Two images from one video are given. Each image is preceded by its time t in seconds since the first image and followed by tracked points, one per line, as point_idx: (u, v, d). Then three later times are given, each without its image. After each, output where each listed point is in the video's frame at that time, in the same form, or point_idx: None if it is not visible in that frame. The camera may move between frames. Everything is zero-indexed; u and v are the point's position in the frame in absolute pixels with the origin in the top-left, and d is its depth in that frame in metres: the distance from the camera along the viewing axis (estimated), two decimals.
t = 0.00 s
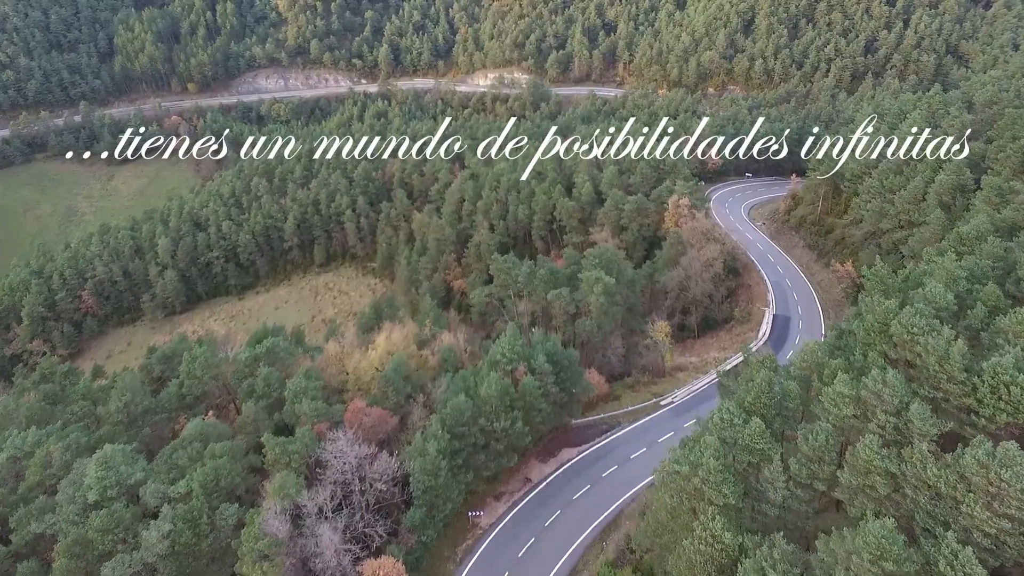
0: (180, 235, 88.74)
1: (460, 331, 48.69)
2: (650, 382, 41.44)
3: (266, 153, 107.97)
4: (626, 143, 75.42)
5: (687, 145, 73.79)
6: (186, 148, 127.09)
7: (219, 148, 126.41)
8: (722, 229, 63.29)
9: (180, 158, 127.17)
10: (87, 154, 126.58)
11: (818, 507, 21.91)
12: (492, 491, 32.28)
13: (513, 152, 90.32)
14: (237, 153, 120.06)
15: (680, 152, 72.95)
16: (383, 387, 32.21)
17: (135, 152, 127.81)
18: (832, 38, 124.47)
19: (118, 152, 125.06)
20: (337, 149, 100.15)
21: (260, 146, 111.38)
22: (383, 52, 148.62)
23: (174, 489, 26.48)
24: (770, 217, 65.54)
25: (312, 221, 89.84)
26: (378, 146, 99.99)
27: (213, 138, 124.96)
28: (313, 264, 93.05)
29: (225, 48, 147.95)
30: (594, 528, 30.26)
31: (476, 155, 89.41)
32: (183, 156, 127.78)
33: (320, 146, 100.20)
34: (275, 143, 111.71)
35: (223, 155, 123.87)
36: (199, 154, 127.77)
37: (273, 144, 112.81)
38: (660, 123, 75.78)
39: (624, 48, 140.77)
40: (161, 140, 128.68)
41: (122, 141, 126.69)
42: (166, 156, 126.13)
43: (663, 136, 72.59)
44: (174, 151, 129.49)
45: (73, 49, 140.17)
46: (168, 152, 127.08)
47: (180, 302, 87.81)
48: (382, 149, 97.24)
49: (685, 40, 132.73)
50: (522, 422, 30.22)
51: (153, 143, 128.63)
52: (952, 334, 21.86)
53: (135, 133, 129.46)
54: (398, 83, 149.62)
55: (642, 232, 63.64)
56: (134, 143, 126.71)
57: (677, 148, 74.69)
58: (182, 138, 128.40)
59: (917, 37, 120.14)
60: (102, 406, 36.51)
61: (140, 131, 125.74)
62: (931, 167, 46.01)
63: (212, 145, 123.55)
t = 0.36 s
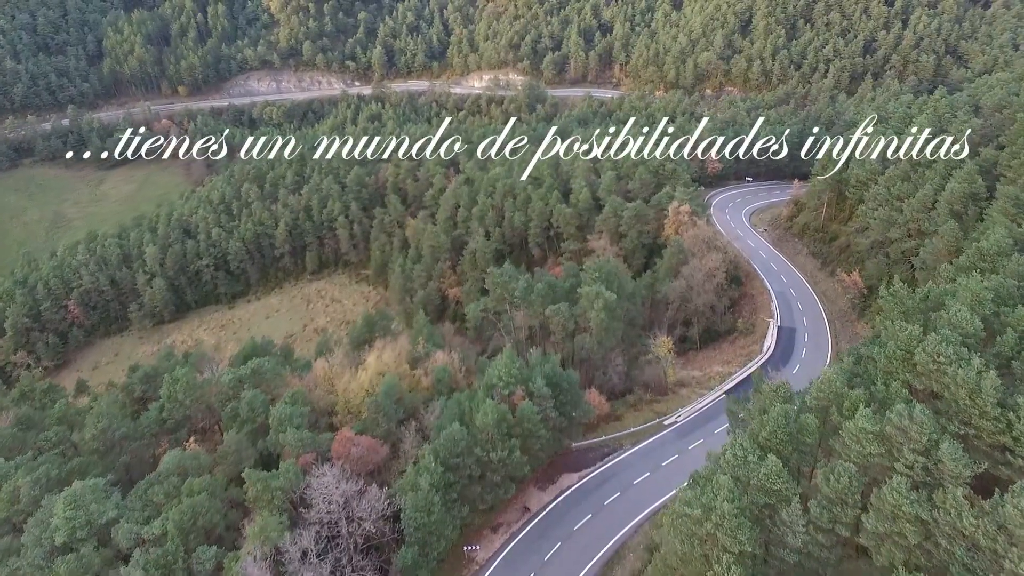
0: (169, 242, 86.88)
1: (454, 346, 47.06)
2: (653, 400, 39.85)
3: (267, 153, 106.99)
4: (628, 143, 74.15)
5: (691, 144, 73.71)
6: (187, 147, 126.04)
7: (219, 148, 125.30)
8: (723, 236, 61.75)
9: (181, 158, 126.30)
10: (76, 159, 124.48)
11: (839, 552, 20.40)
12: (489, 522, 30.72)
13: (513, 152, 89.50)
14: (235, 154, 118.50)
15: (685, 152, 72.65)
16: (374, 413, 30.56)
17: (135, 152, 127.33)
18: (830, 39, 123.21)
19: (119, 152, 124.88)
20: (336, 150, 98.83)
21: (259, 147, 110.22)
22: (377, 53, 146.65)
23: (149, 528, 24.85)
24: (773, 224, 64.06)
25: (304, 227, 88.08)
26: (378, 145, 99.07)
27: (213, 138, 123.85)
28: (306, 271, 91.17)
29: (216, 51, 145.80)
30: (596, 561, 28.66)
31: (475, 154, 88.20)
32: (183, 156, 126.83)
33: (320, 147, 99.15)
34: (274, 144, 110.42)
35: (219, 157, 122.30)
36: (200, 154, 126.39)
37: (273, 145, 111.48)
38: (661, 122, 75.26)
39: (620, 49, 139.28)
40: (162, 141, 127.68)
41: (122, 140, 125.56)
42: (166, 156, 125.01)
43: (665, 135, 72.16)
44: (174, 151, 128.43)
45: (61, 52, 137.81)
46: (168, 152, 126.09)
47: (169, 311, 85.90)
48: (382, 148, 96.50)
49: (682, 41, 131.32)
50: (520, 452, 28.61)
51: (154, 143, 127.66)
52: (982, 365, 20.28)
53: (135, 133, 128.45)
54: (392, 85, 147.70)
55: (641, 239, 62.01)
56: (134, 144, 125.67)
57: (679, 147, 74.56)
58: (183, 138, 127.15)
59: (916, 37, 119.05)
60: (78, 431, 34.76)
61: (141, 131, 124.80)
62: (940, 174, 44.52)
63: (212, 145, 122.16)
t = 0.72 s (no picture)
0: (148, 253, 84.39)
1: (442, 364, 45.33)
2: (650, 420, 38.39)
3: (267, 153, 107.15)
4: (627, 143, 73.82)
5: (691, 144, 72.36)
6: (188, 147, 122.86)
7: (220, 148, 123.23)
8: (717, 243, 60.50)
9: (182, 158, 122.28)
10: (52, 166, 121.26)
11: None
12: (481, 558, 29.09)
13: (513, 151, 89.60)
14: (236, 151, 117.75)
15: (684, 152, 72.59)
16: (357, 445, 28.79)
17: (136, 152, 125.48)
18: (818, 39, 122.53)
19: (119, 152, 123.41)
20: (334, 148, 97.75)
21: (259, 147, 110.70)
22: (361, 55, 144.21)
23: None
24: (767, 229, 62.83)
25: (288, 236, 85.92)
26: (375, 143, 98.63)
27: (214, 138, 121.61)
28: (290, 280, 88.93)
29: (197, 54, 142.75)
30: None
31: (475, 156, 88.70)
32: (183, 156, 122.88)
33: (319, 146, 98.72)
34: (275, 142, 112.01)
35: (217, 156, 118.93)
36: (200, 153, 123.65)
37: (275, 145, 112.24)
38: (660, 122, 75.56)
39: (608, 50, 137.91)
40: (162, 140, 125.51)
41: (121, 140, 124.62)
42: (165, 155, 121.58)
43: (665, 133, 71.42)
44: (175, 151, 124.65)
45: (36, 56, 134.18)
46: (168, 152, 122.70)
47: (149, 324, 83.41)
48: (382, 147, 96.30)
49: (670, 41, 130.22)
50: (514, 486, 26.97)
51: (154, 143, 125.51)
52: (1010, 398, 18.90)
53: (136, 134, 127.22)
54: (377, 88, 145.40)
55: (633, 246, 60.54)
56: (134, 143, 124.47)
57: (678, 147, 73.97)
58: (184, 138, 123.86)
59: (904, 36, 118.79)
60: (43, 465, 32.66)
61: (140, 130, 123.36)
62: (940, 180, 43.34)
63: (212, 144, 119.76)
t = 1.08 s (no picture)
0: (137, 261, 82.46)
1: (437, 381, 43.65)
2: (655, 443, 36.85)
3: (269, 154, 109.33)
4: (627, 143, 73.77)
5: (690, 144, 71.73)
6: (188, 147, 122.09)
7: (219, 149, 122.86)
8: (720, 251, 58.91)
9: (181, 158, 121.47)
10: (39, 170, 118.97)
11: None
12: None
13: (513, 151, 88.94)
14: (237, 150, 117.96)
15: (683, 153, 70.72)
16: (345, 480, 27.19)
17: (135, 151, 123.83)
18: (817, 39, 121.01)
19: (119, 152, 122.23)
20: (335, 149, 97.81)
21: (260, 148, 113.26)
22: (355, 57, 142.13)
23: None
24: (771, 236, 61.23)
25: (279, 242, 84.06)
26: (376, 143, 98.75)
27: (214, 138, 121.63)
28: (282, 288, 86.97)
29: (188, 56, 140.50)
30: None
31: (476, 154, 87.55)
32: (182, 156, 121.84)
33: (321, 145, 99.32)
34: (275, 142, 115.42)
35: (218, 156, 118.44)
36: (200, 153, 123.04)
37: (275, 145, 114.84)
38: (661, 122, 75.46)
39: (604, 50, 136.18)
40: (162, 140, 123.31)
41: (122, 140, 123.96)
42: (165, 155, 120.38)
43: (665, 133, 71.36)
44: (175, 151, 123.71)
45: (24, 58, 131.66)
46: (168, 151, 121.23)
47: (137, 333, 81.37)
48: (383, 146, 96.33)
49: (667, 42, 128.64)
50: (513, 524, 25.33)
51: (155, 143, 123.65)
52: None
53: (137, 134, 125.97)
54: (371, 90, 143.38)
55: (634, 255, 58.88)
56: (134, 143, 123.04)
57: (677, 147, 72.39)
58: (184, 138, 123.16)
59: (905, 36, 117.61)
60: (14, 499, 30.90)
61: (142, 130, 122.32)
62: (953, 189, 41.70)
63: (212, 144, 119.21)
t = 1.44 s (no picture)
0: (127, 269, 80.57)
1: (433, 401, 41.92)
2: (662, 469, 35.29)
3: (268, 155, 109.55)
4: (627, 143, 73.19)
5: (691, 144, 71.01)
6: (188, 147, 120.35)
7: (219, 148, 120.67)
8: (725, 261, 57.18)
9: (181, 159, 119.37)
10: (29, 174, 116.82)
11: None
12: None
13: (513, 151, 87.39)
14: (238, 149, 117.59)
15: (683, 153, 69.60)
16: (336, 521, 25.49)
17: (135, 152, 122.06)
18: (820, 40, 119.36)
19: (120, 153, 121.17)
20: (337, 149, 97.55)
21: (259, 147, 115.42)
22: (351, 58, 140.18)
23: None
24: (778, 245, 59.61)
25: (273, 250, 82.30)
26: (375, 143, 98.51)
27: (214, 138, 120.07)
28: (276, 296, 85.13)
29: (181, 58, 138.40)
30: None
31: (475, 154, 85.97)
32: (181, 157, 119.74)
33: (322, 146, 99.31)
34: (275, 143, 116.11)
35: (217, 157, 116.56)
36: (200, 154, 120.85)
37: (275, 145, 115.21)
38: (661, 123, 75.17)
39: (603, 51, 134.51)
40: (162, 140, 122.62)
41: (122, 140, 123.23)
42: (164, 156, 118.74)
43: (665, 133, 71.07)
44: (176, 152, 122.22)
45: (13, 60, 129.26)
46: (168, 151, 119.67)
47: (127, 343, 79.41)
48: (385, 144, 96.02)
49: (667, 43, 126.95)
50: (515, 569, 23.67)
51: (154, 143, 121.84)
52: None
53: (138, 134, 124.45)
54: (367, 91, 141.45)
55: (636, 265, 57.20)
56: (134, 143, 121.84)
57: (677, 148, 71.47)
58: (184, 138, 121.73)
59: (907, 37, 116.19)
60: None
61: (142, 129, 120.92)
62: (971, 199, 40.01)
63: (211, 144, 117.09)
